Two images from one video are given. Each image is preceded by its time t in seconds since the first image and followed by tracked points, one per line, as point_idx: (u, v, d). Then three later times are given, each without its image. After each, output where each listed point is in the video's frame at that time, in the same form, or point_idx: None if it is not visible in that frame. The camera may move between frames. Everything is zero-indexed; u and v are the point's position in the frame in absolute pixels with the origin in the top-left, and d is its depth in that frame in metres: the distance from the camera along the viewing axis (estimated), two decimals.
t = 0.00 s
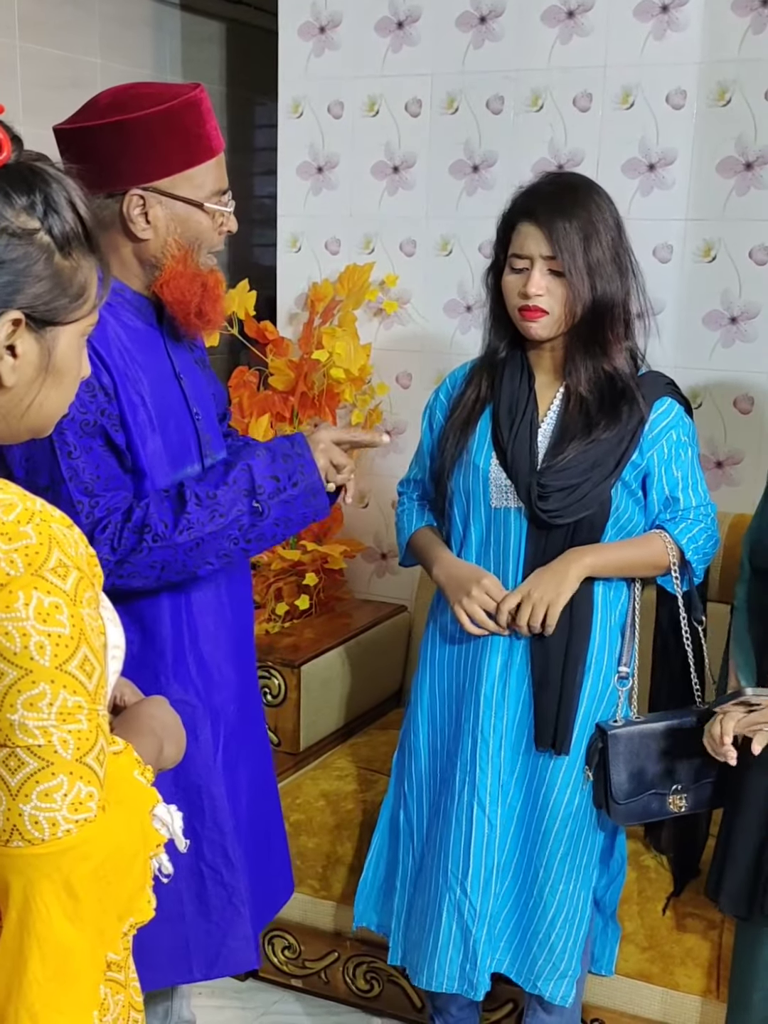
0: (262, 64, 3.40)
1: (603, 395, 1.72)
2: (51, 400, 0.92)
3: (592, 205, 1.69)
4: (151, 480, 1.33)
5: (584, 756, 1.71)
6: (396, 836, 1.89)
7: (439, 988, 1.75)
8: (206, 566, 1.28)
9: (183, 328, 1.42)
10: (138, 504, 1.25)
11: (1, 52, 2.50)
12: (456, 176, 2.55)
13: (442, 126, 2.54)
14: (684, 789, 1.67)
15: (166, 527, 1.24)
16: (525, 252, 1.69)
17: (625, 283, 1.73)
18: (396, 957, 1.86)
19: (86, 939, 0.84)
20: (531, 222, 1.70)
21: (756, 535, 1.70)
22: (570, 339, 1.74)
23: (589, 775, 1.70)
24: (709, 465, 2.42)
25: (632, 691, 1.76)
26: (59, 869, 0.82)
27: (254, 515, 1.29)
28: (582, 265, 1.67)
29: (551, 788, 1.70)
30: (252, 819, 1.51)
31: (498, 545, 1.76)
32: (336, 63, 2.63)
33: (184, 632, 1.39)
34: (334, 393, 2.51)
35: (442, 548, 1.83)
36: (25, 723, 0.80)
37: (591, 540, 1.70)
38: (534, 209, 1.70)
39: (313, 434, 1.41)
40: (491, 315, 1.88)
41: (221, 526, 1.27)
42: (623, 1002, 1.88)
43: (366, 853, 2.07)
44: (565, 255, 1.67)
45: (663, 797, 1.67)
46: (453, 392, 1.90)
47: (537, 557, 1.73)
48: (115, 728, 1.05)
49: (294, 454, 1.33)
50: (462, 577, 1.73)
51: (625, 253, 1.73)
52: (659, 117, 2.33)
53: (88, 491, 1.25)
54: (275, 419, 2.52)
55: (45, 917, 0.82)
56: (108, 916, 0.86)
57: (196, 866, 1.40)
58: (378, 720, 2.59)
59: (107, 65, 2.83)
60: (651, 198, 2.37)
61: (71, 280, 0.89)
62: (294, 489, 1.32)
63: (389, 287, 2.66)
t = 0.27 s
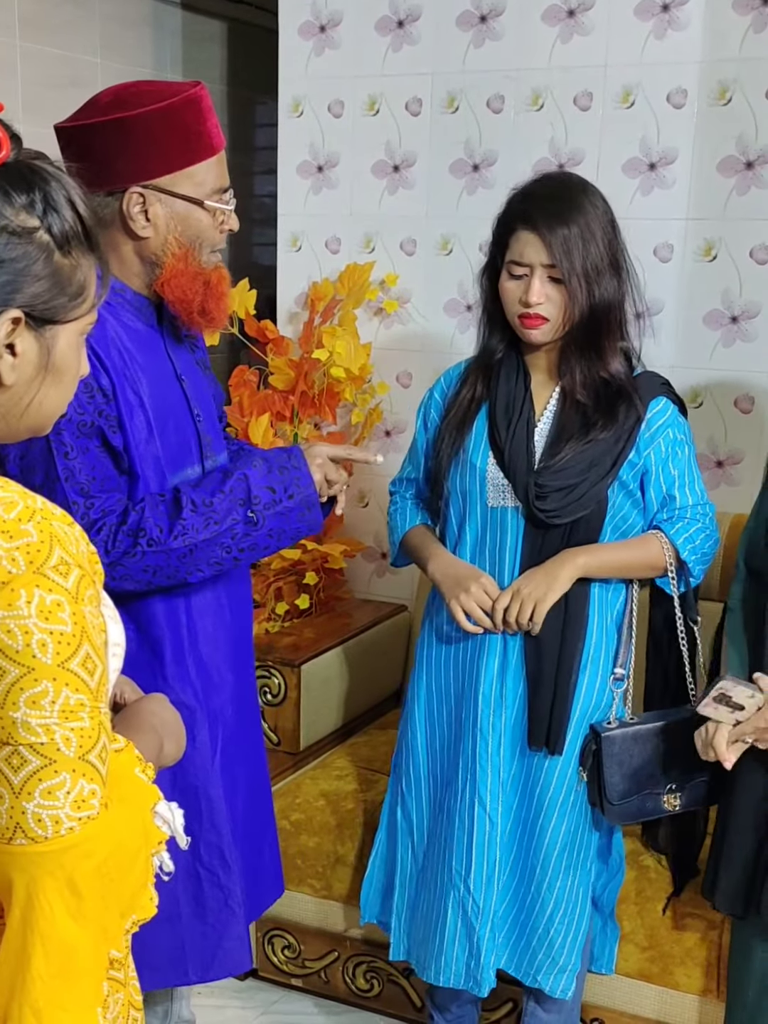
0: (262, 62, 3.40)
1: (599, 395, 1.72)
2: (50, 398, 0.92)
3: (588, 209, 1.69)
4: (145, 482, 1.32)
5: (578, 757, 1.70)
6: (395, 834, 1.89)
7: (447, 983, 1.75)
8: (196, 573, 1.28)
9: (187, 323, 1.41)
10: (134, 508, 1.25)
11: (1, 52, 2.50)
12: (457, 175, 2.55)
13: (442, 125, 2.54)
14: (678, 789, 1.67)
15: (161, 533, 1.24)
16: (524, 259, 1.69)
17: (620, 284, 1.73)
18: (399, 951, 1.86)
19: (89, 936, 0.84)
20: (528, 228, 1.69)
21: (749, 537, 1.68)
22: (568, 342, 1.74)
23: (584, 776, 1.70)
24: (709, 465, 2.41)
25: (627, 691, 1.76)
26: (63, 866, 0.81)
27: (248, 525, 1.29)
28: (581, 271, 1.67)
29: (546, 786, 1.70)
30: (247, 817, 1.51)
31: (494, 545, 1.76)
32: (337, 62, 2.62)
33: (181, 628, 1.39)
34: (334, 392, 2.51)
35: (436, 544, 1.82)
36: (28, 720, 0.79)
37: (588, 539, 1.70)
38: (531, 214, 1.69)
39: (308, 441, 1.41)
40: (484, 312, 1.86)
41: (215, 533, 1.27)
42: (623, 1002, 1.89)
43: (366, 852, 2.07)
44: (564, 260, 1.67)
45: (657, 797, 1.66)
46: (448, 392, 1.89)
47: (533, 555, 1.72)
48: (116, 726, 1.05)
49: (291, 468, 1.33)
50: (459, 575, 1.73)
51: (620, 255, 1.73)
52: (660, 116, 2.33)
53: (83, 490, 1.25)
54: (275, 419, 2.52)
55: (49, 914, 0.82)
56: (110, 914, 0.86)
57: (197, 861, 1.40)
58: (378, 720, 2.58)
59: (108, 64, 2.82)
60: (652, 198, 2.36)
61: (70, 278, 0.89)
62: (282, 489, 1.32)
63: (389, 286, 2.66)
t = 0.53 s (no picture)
0: (264, 62, 3.40)
1: (596, 396, 1.72)
2: (54, 398, 0.92)
3: (585, 210, 1.69)
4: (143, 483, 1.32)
5: (574, 754, 1.71)
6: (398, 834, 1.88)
7: (452, 981, 1.76)
8: (195, 573, 1.28)
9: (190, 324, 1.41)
10: (133, 509, 1.25)
11: (3, 50, 2.50)
12: (459, 175, 2.54)
13: (444, 124, 2.54)
14: (676, 789, 1.66)
15: (159, 534, 1.24)
16: (523, 261, 1.68)
17: (616, 285, 1.73)
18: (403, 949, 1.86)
19: (92, 935, 0.84)
20: (526, 229, 1.69)
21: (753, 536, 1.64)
22: (565, 343, 1.74)
23: (580, 772, 1.71)
24: (711, 464, 2.41)
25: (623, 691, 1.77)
26: (66, 865, 0.82)
27: (247, 525, 1.29)
28: (580, 272, 1.67)
29: (547, 784, 1.70)
30: (248, 816, 1.51)
31: (492, 545, 1.76)
32: (339, 61, 2.62)
33: (182, 627, 1.38)
34: (336, 392, 2.52)
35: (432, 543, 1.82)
36: (32, 719, 0.79)
37: (587, 538, 1.70)
38: (529, 215, 1.69)
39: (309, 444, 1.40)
40: (478, 313, 1.86)
41: (214, 534, 1.27)
42: (624, 1001, 1.89)
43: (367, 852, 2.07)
44: (562, 262, 1.67)
45: (654, 797, 1.66)
46: (442, 392, 1.89)
47: (532, 554, 1.73)
48: (119, 725, 1.05)
49: (289, 469, 1.33)
50: (458, 572, 1.73)
51: (616, 254, 1.73)
52: (661, 115, 2.33)
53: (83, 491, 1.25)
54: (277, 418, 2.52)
55: (52, 914, 0.82)
56: (113, 913, 0.86)
57: (199, 861, 1.40)
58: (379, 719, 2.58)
59: (109, 63, 2.82)
60: (654, 197, 2.36)
61: (74, 278, 0.89)
62: (278, 489, 1.32)
63: (391, 286, 2.66)
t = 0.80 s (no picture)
0: (266, 62, 3.40)
1: (591, 396, 1.73)
2: (56, 399, 0.92)
3: (581, 210, 1.69)
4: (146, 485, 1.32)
5: (571, 752, 1.71)
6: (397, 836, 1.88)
7: (457, 982, 1.76)
8: (199, 574, 1.28)
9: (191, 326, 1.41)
10: (137, 510, 1.25)
11: (4, 50, 2.50)
12: (460, 175, 2.54)
13: (445, 124, 2.54)
14: (674, 787, 1.67)
15: (164, 536, 1.24)
16: (519, 261, 1.68)
17: (612, 285, 1.74)
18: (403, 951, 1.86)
19: (93, 936, 0.84)
20: (523, 229, 1.69)
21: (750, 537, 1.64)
22: (561, 343, 1.74)
23: (577, 768, 1.71)
24: (712, 464, 2.41)
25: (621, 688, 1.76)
26: (66, 866, 0.82)
27: (250, 525, 1.29)
28: (576, 273, 1.68)
29: (545, 784, 1.70)
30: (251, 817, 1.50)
31: (489, 546, 1.76)
32: (340, 61, 2.62)
33: (184, 628, 1.38)
34: (338, 392, 2.53)
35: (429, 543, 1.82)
36: (33, 721, 0.79)
37: (584, 536, 1.71)
38: (525, 216, 1.69)
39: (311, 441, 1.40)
40: (473, 313, 1.86)
41: (217, 534, 1.27)
42: (626, 1000, 1.89)
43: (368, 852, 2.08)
44: (559, 262, 1.67)
45: (651, 795, 1.67)
46: (438, 393, 1.88)
47: (529, 552, 1.73)
48: (121, 727, 1.05)
49: (292, 468, 1.34)
50: (456, 565, 1.73)
51: (611, 254, 1.74)
52: (663, 115, 2.33)
53: (86, 492, 1.25)
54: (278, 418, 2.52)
55: (52, 915, 0.82)
56: (113, 914, 0.86)
57: (203, 861, 1.40)
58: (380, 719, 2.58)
59: (111, 63, 2.82)
60: (655, 197, 2.36)
61: (77, 279, 0.89)
62: (280, 487, 1.32)
63: (392, 286, 2.66)
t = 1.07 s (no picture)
0: (267, 62, 3.40)
1: (589, 396, 1.73)
2: (59, 400, 0.92)
3: (580, 212, 1.69)
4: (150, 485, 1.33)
5: (572, 752, 1.71)
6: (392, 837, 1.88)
7: (459, 981, 1.77)
8: (204, 573, 1.28)
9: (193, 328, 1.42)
10: (143, 510, 1.25)
11: (6, 49, 2.51)
12: (462, 175, 2.55)
13: (447, 124, 2.54)
14: (671, 782, 1.70)
15: (170, 534, 1.24)
16: (518, 262, 1.69)
17: (609, 286, 1.74)
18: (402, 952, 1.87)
19: (94, 937, 0.84)
20: (521, 230, 1.69)
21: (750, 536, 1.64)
22: (559, 344, 1.75)
23: (578, 770, 1.71)
24: (713, 465, 2.42)
25: (619, 688, 1.77)
26: (67, 867, 0.82)
27: (256, 524, 1.29)
28: (574, 274, 1.68)
29: (543, 784, 1.71)
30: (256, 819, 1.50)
31: (487, 546, 1.76)
32: (341, 61, 2.63)
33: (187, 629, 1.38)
34: (339, 392, 2.53)
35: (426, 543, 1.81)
36: (34, 721, 0.80)
37: (582, 536, 1.72)
38: (524, 217, 1.69)
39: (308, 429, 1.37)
40: (470, 312, 1.86)
41: (223, 533, 1.27)
42: (626, 1000, 1.89)
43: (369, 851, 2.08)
44: (557, 263, 1.67)
45: (651, 791, 1.69)
46: (435, 393, 1.88)
47: (527, 552, 1.73)
48: (122, 727, 1.05)
49: (296, 467, 1.33)
50: (453, 565, 1.73)
51: (608, 255, 1.74)
52: (664, 116, 2.33)
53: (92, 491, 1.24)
54: (279, 417, 2.52)
55: (53, 915, 0.82)
56: (114, 914, 0.87)
57: (206, 861, 1.41)
58: (380, 719, 2.59)
59: (113, 62, 2.83)
60: (656, 197, 2.37)
61: (81, 281, 0.89)
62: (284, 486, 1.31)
63: (393, 285, 2.66)
